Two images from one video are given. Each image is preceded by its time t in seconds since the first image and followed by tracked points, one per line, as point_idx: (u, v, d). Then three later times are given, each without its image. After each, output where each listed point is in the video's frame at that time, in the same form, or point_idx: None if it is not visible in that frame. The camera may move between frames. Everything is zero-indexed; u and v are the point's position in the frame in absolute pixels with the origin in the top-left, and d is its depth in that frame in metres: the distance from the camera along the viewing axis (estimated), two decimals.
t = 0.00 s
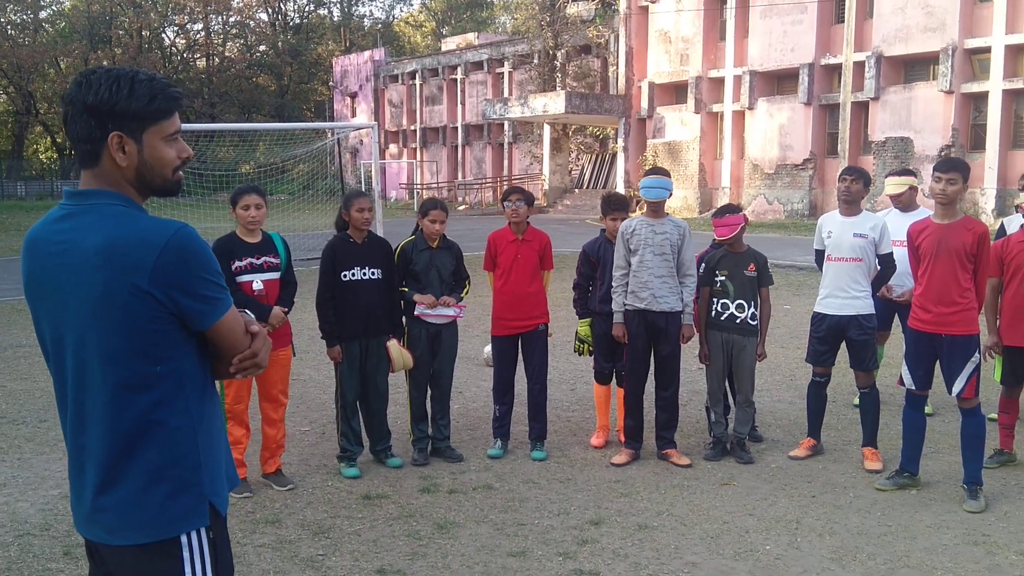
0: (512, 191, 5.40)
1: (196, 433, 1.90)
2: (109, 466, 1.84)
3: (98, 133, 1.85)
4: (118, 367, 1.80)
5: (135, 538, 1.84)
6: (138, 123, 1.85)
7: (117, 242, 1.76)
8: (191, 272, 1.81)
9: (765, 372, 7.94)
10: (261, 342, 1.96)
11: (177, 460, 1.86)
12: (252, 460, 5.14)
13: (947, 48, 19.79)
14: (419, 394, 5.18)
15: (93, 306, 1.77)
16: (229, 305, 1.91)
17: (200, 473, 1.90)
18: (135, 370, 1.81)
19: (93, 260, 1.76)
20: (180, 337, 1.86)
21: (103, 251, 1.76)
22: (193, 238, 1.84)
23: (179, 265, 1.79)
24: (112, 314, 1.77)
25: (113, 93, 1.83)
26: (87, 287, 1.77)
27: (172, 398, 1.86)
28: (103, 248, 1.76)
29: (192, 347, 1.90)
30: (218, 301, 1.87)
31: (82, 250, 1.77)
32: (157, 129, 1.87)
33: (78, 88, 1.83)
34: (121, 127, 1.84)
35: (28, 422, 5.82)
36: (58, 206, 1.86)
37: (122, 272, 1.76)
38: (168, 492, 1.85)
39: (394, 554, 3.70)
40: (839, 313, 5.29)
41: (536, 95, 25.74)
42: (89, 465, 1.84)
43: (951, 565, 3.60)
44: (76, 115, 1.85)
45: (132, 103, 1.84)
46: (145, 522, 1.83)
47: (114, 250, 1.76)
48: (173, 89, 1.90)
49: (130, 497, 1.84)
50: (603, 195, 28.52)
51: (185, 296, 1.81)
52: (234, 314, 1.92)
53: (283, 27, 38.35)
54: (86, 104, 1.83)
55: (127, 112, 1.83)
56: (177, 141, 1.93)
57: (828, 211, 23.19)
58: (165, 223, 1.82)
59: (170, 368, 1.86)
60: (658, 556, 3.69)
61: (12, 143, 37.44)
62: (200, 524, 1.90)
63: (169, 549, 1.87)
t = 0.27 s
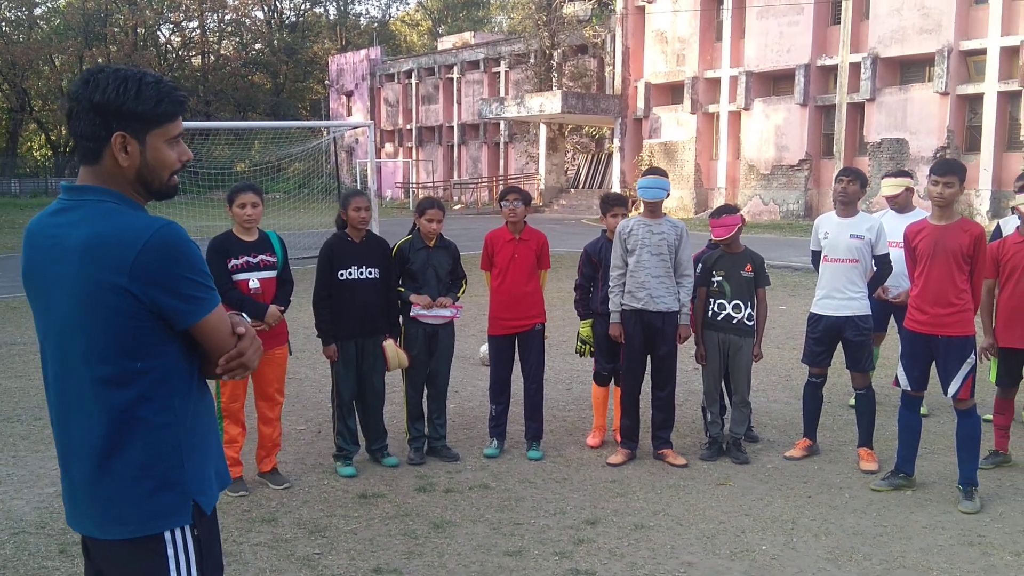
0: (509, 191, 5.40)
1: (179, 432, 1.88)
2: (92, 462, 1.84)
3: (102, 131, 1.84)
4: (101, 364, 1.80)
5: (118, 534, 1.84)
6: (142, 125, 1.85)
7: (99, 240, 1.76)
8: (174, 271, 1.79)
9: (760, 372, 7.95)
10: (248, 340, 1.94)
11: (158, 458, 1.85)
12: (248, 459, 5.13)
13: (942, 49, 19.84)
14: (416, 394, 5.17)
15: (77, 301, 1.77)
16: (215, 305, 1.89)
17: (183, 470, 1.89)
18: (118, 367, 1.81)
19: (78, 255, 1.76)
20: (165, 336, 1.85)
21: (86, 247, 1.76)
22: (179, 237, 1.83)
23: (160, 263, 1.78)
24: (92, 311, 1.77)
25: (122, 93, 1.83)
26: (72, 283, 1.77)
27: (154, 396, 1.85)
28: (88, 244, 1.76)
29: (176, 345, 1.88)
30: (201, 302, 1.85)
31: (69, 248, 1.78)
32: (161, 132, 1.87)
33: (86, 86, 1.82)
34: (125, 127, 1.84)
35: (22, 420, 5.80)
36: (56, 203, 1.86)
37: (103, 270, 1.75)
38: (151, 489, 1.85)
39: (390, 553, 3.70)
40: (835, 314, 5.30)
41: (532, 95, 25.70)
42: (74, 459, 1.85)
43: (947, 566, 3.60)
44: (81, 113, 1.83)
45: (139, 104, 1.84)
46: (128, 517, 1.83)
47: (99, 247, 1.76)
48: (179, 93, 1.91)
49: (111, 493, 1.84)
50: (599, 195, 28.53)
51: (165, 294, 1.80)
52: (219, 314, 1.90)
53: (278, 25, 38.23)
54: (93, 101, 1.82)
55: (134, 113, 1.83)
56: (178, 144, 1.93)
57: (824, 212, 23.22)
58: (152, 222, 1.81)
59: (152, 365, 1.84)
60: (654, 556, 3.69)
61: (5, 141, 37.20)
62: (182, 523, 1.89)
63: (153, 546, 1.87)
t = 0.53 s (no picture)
0: (507, 192, 5.40)
1: (166, 433, 1.86)
2: (82, 461, 1.85)
3: (110, 128, 1.84)
4: (86, 364, 1.79)
5: (108, 534, 1.84)
6: (150, 126, 1.84)
7: (82, 239, 1.75)
8: (151, 271, 1.76)
9: (757, 373, 7.96)
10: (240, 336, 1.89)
11: (141, 459, 1.83)
12: (245, 459, 5.11)
13: (937, 51, 19.89)
14: (413, 394, 5.16)
15: (62, 302, 1.77)
16: (204, 302, 1.84)
17: (172, 470, 1.87)
18: (101, 367, 1.79)
19: (62, 255, 1.76)
20: (149, 336, 1.82)
21: (70, 247, 1.75)
22: (158, 236, 1.79)
23: (137, 264, 1.75)
24: (76, 311, 1.76)
25: (136, 93, 1.83)
26: (57, 282, 1.78)
27: (140, 396, 1.82)
28: (69, 244, 1.76)
29: (164, 344, 1.85)
30: (186, 302, 1.80)
31: (56, 247, 1.78)
32: (168, 136, 1.87)
33: (103, 82, 1.83)
34: (135, 126, 1.83)
35: (17, 419, 5.77)
36: (56, 200, 1.86)
37: (84, 270, 1.74)
38: (137, 489, 1.83)
39: (388, 553, 3.70)
40: (832, 315, 5.31)
41: (528, 95, 25.69)
42: (68, 457, 1.87)
43: (944, 567, 3.61)
44: (94, 107, 1.84)
45: (153, 106, 1.84)
46: (115, 517, 1.83)
47: (78, 247, 1.75)
48: (192, 102, 1.91)
49: (102, 492, 1.83)
50: (594, 196, 28.56)
51: (144, 296, 1.76)
52: (209, 311, 1.85)
53: (273, 24, 38.13)
54: (106, 99, 1.83)
55: (143, 115, 1.83)
56: (186, 150, 1.92)
57: (818, 213, 23.27)
58: (133, 222, 1.78)
59: (137, 365, 1.81)
60: (653, 556, 3.69)
61: None
62: (172, 523, 1.87)
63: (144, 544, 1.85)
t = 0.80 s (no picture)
0: (504, 192, 5.39)
1: (163, 433, 1.84)
2: (86, 463, 1.85)
3: (102, 129, 1.82)
4: (82, 367, 1.79)
5: (110, 539, 1.83)
6: (141, 124, 1.82)
7: (69, 242, 1.74)
8: (136, 272, 1.74)
9: (752, 374, 7.97)
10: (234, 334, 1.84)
11: (138, 461, 1.81)
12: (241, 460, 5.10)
13: (929, 53, 19.96)
14: (410, 395, 5.15)
15: (57, 306, 1.78)
16: (195, 299, 1.82)
17: (172, 470, 1.85)
18: (97, 369, 1.79)
19: (53, 260, 1.76)
20: (141, 336, 1.80)
21: (60, 250, 1.75)
22: (143, 235, 1.77)
23: (121, 264, 1.73)
24: (69, 316, 1.77)
25: (124, 92, 1.81)
26: (51, 287, 1.78)
27: (136, 397, 1.81)
28: (59, 249, 1.76)
29: (158, 344, 1.83)
30: (174, 300, 1.78)
31: (49, 251, 1.79)
32: (161, 134, 1.85)
33: (90, 83, 1.81)
34: (126, 125, 1.82)
35: (11, 420, 5.74)
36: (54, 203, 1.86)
37: (72, 272, 1.74)
38: (136, 492, 1.82)
39: (387, 554, 3.68)
40: (829, 316, 5.32)
41: (521, 96, 25.67)
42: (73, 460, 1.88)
43: (942, 567, 3.62)
44: (84, 109, 1.82)
45: (141, 104, 1.81)
46: (115, 520, 1.82)
47: (65, 251, 1.75)
48: (183, 96, 1.88)
49: (104, 495, 1.83)
50: (587, 197, 28.61)
51: (132, 296, 1.75)
52: (200, 308, 1.82)
53: (265, 24, 37.91)
54: (95, 99, 1.80)
55: (133, 113, 1.81)
56: (181, 146, 1.90)
57: (811, 215, 23.34)
58: (118, 222, 1.77)
59: (130, 366, 1.80)
60: (651, 557, 3.69)
61: None
62: (173, 525, 1.86)
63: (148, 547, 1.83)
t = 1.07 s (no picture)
0: (500, 195, 5.39)
1: (185, 436, 1.82)
2: (105, 470, 1.83)
3: (110, 134, 1.81)
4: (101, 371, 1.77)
5: (132, 546, 1.81)
6: (149, 126, 1.81)
7: (87, 244, 1.72)
8: (158, 271, 1.72)
9: (745, 377, 7.99)
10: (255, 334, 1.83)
11: (160, 466, 1.80)
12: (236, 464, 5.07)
13: (917, 57, 20.07)
14: (406, 399, 5.13)
15: (75, 309, 1.75)
16: (215, 298, 1.80)
17: (193, 473, 1.84)
18: (116, 373, 1.77)
19: (70, 263, 1.73)
20: (161, 337, 1.78)
21: (77, 253, 1.73)
22: (165, 234, 1.75)
23: (141, 265, 1.71)
24: (87, 318, 1.74)
25: (129, 95, 1.80)
26: (67, 290, 1.75)
27: (158, 399, 1.80)
28: (75, 252, 1.73)
29: (178, 346, 1.81)
30: (196, 300, 1.76)
31: (64, 255, 1.76)
32: (169, 134, 1.83)
33: (94, 89, 1.80)
34: (134, 129, 1.81)
35: (4, 425, 5.70)
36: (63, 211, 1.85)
37: (92, 273, 1.71)
38: (159, 497, 1.80)
39: (386, 559, 3.67)
40: (824, 318, 5.33)
41: (511, 99, 25.52)
42: (89, 468, 1.85)
43: (939, 569, 3.63)
44: (90, 115, 1.81)
45: (147, 106, 1.80)
46: (137, 526, 1.80)
47: (83, 253, 1.72)
48: (187, 95, 1.87)
49: (125, 501, 1.81)
50: (577, 200, 28.65)
51: (154, 296, 1.73)
52: (221, 309, 1.81)
53: (253, 27, 37.82)
54: (100, 104, 1.80)
55: (140, 115, 1.80)
56: (189, 147, 1.89)
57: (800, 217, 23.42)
58: (136, 223, 1.75)
59: (152, 369, 1.78)
60: (650, 560, 3.69)
61: None
62: (195, 529, 1.84)
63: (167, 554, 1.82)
